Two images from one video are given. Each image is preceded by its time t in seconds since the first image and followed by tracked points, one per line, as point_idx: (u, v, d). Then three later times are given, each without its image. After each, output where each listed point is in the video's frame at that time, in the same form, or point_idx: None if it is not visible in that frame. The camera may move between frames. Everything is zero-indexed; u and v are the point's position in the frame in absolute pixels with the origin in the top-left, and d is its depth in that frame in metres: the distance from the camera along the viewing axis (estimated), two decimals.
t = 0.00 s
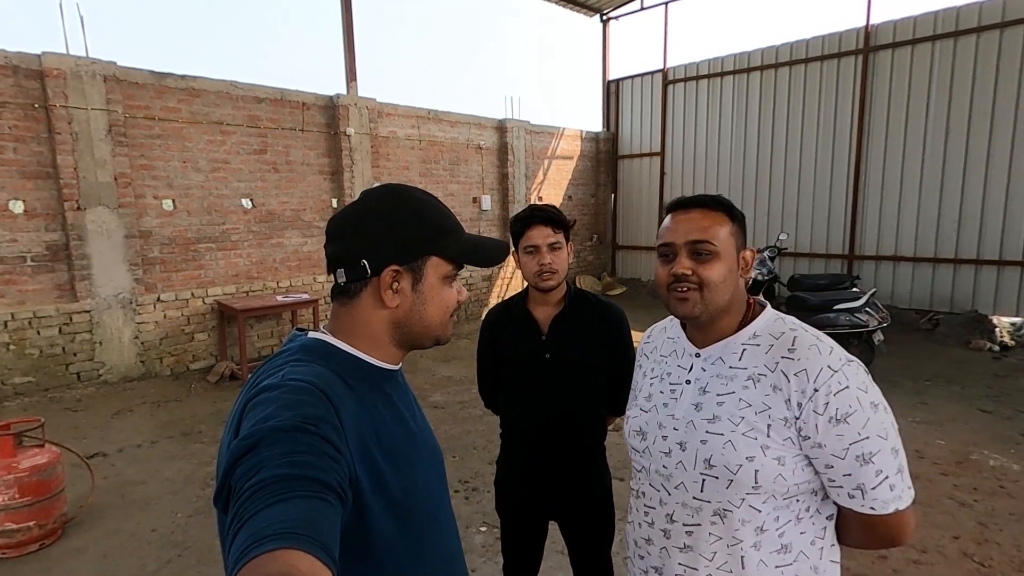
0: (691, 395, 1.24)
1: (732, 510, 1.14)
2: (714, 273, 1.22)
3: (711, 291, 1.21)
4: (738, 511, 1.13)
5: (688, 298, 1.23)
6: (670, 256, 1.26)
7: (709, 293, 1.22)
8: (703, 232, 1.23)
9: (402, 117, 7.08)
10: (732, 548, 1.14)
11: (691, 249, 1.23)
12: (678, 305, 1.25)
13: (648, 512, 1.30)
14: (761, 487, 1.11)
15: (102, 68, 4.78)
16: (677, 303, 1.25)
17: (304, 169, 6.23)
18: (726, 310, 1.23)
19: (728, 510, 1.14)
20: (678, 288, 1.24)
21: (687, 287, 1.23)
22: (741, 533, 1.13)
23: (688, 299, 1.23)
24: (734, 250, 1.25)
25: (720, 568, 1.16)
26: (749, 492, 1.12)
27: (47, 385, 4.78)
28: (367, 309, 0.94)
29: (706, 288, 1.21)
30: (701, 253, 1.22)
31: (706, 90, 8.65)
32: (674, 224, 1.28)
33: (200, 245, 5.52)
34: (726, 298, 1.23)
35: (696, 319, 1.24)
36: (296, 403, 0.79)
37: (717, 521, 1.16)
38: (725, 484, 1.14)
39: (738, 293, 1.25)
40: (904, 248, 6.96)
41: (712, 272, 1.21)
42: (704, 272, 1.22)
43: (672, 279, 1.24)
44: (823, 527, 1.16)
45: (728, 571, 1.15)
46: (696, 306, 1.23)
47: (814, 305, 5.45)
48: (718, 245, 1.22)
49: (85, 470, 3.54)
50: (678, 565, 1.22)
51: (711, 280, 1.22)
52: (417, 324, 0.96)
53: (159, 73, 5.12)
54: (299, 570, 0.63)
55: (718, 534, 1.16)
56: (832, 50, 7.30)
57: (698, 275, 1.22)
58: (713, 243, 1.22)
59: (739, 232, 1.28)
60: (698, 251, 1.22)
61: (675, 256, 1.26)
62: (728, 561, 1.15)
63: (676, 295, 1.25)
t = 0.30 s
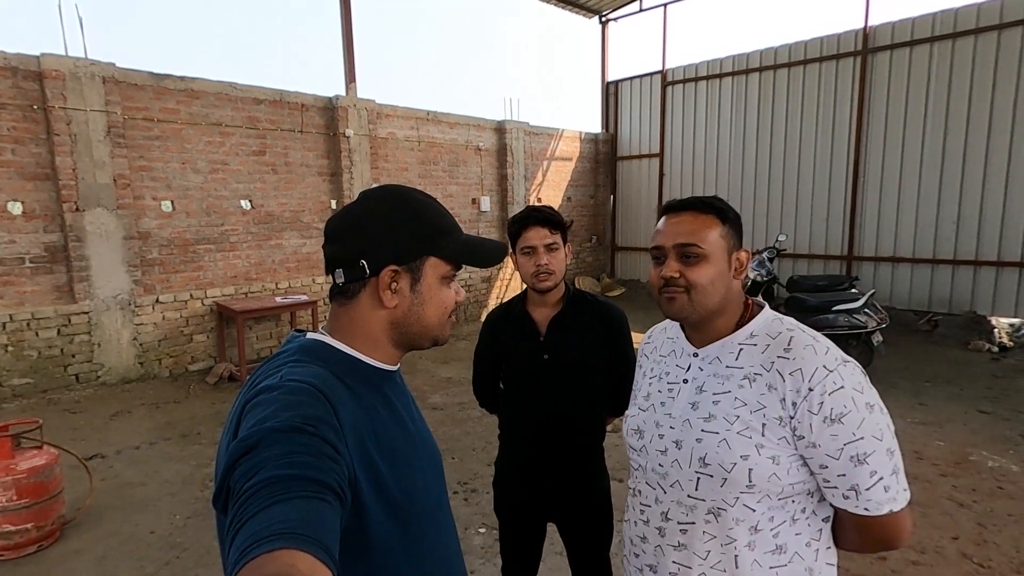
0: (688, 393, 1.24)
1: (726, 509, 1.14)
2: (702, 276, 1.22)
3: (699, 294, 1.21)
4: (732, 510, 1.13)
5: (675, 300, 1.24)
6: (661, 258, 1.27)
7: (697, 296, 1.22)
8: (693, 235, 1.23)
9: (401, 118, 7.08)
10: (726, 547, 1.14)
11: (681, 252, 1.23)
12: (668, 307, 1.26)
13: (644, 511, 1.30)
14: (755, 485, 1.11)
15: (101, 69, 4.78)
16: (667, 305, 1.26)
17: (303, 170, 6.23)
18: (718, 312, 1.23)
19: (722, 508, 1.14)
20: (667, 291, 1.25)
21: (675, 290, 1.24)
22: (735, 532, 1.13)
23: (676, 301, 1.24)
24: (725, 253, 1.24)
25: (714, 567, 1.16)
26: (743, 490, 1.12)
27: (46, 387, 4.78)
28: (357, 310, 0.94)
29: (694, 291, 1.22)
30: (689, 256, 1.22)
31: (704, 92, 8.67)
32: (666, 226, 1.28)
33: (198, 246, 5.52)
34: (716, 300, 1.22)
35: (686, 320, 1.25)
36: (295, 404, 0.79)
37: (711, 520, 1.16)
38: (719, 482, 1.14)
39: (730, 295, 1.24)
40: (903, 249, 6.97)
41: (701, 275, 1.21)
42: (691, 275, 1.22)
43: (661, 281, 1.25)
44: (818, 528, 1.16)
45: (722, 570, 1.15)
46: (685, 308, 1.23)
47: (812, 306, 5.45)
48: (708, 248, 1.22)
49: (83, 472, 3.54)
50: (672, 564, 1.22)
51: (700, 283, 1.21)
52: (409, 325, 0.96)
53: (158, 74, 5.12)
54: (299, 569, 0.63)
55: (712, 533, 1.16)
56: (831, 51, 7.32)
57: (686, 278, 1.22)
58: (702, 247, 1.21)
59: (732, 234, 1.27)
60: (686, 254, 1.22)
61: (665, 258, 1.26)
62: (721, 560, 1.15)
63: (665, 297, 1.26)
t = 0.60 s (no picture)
0: (687, 393, 1.24)
1: (724, 509, 1.14)
2: (711, 275, 1.22)
3: (705, 294, 1.21)
4: (730, 509, 1.13)
5: (681, 299, 1.24)
6: (669, 256, 1.27)
7: (703, 296, 1.22)
8: (703, 235, 1.23)
9: (400, 119, 7.08)
10: (724, 547, 1.14)
11: (690, 251, 1.23)
12: (672, 306, 1.26)
13: (643, 510, 1.30)
14: (753, 485, 1.11)
15: (98, 70, 4.77)
16: (671, 304, 1.26)
17: (301, 171, 6.22)
18: (722, 313, 1.23)
19: (720, 508, 1.14)
20: (673, 289, 1.25)
21: (682, 289, 1.24)
22: (733, 531, 1.13)
23: (682, 301, 1.24)
24: (734, 253, 1.24)
25: (712, 567, 1.16)
26: (742, 490, 1.12)
27: (43, 389, 4.77)
28: (359, 310, 0.94)
29: (701, 290, 1.22)
30: (698, 256, 1.22)
31: (702, 93, 8.68)
32: (675, 225, 1.28)
33: (196, 248, 5.51)
34: (722, 301, 1.23)
35: (690, 320, 1.25)
36: (293, 404, 0.78)
37: (709, 519, 1.16)
38: (718, 482, 1.14)
39: (735, 297, 1.24)
40: (900, 250, 6.99)
41: (708, 275, 1.21)
42: (700, 275, 1.22)
43: (668, 280, 1.25)
44: (818, 529, 1.16)
45: (720, 570, 1.15)
46: (690, 308, 1.23)
47: (810, 307, 5.46)
48: (717, 248, 1.22)
49: (80, 474, 3.52)
50: (671, 563, 1.22)
51: (707, 283, 1.21)
52: (409, 326, 0.96)
53: (155, 76, 5.11)
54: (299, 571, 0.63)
55: (710, 532, 1.16)
56: (828, 53, 7.34)
57: (694, 277, 1.22)
58: (712, 247, 1.22)
59: (741, 235, 1.27)
60: (696, 254, 1.22)
61: (673, 257, 1.26)
62: (719, 559, 1.15)
63: (671, 296, 1.26)
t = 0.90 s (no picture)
0: (693, 395, 1.24)
1: (731, 511, 1.14)
2: (712, 276, 1.22)
3: (707, 295, 1.22)
4: (737, 512, 1.13)
5: (683, 301, 1.25)
6: (669, 258, 1.27)
7: (704, 297, 1.22)
8: (702, 235, 1.23)
9: (398, 120, 7.08)
10: (730, 549, 1.14)
11: (689, 253, 1.23)
12: (675, 308, 1.26)
13: (647, 511, 1.30)
14: (760, 488, 1.11)
15: (97, 70, 4.77)
16: (674, 306, 1.27)
17: (300, 172, 6.22)
18: (725, 313, 1.23)
19: (726, 511, 1.14)
20: (674, 292, 1.26)
21: (683, 291, 1.24)
22: (739, 534, 1.13)
23: (684, 303, 1.24)
24: (735, 253, 1.24)
25: (717, 569, 1.16)
26: (749, 493, 1.12)
27: (41, 389, 4.76)
28: (357, 310, 0.94)
29: (703, 291, 1.22)
30: (698, 257, 1.22)
31: (701, 94, 8.70)
32: (674, 227, 1.28)
33: (195, 248, 5.50)
34: (725, 302, 1.23)
35: (692, 321, 1.25)
36: (293, 404, 0.78)
37: (715, 522, 1.16)
38: (724, 485, 1.14)
39: (738, 297, 1.24)
40: (898, 251, 7.00)
41: (709, 276, 1.22)
42: (701, 276, 1.22)
43: (669, 282, 1.26)
44: (821, 530, 1.17)
45: (726, 572, 1.15)
46: (692, 310, 1.24)
47: (809, 307, 5.47)
48: (717, 249, 1.22)
49: (78, 475, 3.52)
50: (676, 565, 1.22)
51: (707, 284, 1.22)
52: (408, 324, 0.96)
53: (154, 76, 5.11)
54: (298, 570, 0.63)
55: (716, 535, 1.16)
56: (826, 54, 7.36)
57: (694, 279, 1.23)
58: (711, 247, 1.22)
59: (741, 235, 1.26)
60: (695, 255, 1.23)
61: (674, 259, 1.27)
62: (725, 562, 1.15)
63: (673, 298, 1.27)
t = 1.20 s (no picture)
0: (697, 397, 1.24)
1: (736, 513, 1.14)
2: (710, 280, 1.22)
3: (704, 299, 1.22)
4: (743, 513, 1.13)
5: (681, 303, 1.25)
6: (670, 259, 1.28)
7: (701, 300, 1.22)
8: (701, 238, 1.23)
9: (398, 119, 7.08)
10: (735, 551, 1.15)
11: (688, 256, 1.24)
12: (673, 308, 1.27)
13: (651, 513, 1.30)
14: (766, 490, 1.12)
15: (97, 70, 4.77)
16: (672, 307, 1.28)
17: (300, 171, 6.22)
18: (725, 316, 1.23)
19: (732, 512, 1.15)
20: (673, 293, 1.26)
21: (681, 293, 1.25)
22: (745, 535, 1.14)
23: (681, 305, 1.25)
24: (736, 256, 1.24)
25: (723, 571, 1.16)
26: (755, 495, 1.12)
27: (41, 389, 4.76)
28: (358, 311, 0.94)
29: (700, 295, 1.22)
30: (697, 261, 1.23)
31: (701, 94, 8.70)
32: (677, 228, 1.28)
33: (195, 247, 5.50)
34: (723, 306, 1.22)
35: (690, 323, 1.26)
36: (295, 403, 0.78)
37: (721, 523, 1.16)
38: (730, 486, 1.14)
39: (738, 301, 1.24)
40: (898, 251, 7.00)
41: (706, 280, 1.22)
42: (699, 279, 1.22)
43: (668, 283, 1.27)
44: (825, 529, 1.17)
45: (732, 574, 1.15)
46: (689, 312, 1.24)
47: (809, 308, 5.46)
48: (716, 253, 1.21)
49: (78, 474, 3.52)
50: (681, 567, 1.22)
51: (705, 288, 1.22)
52: (409, 325, 0.96)
53: (154, 75, 5.10)
54: (299, 569, 0.63)
55: (722, 536, 1.16)
56: (826, 54, 7.36)
57: (692, 282, 1.23)
58: (710, 251, 1.21)
59: (744, 238, 1.26)
60: (694, 259, 1.23)
61: (674, 260, 1.27)
62: (730, 563, 1.15)
63: (671, 299, 1.27)
